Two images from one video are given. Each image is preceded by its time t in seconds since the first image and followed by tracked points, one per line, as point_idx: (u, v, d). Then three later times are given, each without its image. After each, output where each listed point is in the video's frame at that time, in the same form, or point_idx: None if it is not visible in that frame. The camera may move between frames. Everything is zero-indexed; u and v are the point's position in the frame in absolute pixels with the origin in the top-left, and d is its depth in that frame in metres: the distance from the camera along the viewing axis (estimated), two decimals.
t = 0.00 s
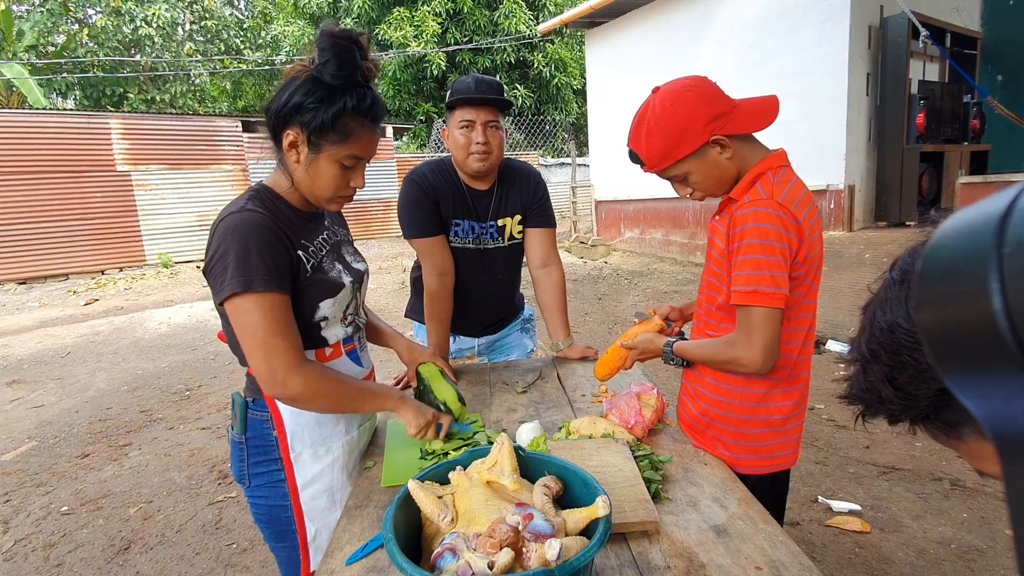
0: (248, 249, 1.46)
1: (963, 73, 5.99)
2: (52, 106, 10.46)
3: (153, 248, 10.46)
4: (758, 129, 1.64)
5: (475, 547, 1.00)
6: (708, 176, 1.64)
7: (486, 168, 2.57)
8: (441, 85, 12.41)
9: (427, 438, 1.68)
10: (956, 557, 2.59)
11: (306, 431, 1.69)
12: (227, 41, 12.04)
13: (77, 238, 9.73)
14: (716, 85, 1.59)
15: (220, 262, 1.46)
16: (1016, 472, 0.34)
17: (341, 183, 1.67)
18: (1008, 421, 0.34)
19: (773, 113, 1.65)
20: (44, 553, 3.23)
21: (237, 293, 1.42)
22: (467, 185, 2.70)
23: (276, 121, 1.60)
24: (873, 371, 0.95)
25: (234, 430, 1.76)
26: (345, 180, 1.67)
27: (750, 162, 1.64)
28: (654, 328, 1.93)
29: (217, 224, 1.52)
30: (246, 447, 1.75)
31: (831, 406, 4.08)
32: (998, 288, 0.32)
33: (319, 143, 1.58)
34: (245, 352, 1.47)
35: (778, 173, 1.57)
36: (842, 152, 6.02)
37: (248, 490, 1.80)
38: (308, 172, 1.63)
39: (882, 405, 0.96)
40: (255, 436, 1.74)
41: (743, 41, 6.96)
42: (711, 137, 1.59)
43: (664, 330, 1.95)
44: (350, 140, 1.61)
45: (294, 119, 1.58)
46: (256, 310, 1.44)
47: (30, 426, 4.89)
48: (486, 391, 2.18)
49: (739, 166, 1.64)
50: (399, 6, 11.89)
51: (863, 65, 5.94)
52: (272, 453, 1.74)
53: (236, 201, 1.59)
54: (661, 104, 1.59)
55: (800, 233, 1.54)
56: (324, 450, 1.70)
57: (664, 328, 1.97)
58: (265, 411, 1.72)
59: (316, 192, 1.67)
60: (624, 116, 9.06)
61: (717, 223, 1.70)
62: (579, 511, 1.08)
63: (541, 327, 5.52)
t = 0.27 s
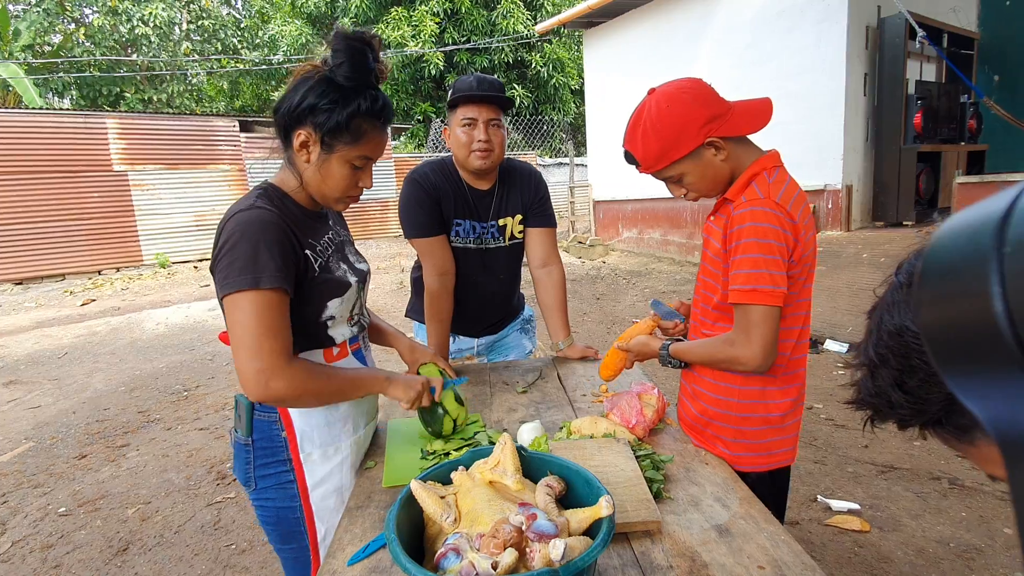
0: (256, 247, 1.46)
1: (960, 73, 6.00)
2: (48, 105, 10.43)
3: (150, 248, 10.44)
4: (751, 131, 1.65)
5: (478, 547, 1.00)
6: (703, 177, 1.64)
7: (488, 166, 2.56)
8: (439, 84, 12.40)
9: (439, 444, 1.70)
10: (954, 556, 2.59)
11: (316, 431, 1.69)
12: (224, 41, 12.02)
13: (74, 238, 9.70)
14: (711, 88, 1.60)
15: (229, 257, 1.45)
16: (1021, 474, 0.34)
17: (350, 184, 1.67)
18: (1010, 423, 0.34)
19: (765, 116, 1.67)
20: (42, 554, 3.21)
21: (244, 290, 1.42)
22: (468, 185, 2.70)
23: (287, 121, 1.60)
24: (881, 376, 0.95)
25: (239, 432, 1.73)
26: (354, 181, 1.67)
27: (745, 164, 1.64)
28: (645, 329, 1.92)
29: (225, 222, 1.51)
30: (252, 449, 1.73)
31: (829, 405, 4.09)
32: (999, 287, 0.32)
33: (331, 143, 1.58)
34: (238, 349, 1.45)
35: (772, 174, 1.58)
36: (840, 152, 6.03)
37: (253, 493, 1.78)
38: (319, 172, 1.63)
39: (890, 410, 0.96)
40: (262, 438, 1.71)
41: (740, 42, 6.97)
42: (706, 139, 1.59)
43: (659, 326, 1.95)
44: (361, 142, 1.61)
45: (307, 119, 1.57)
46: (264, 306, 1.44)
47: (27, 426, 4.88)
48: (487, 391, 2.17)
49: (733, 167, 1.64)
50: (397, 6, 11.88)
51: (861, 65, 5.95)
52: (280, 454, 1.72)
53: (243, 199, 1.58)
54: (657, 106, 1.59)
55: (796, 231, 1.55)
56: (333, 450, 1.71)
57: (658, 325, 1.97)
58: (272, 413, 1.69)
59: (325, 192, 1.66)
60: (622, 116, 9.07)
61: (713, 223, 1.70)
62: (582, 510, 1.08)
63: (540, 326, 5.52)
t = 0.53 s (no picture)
0: (252, 238, 1.45)
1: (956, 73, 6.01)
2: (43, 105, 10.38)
3: (147, 248, 10.40)
4: (733, 131, 1.64)
5: (476, 547, 0.98)
6: (688, 177, 1.63)
7: (486, 164, 2.56)
8: (437, 85, 12.38)
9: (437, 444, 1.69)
10: (953, 555, 2.60)
11: (309, 432, 1.67)
12: (221, 40, 11.99)
13: (69, 238, 9.66)
14: (692, 89, 1.60)
15: (225, 248, 1.44)
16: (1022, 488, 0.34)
17: (349, 181, 1.66)
18: (1011, 433, 0.34)
19: (747, 116, 1.67)
20: (37, 556, 3.19)
21: (238, 280, 1.41)
22: (466, 184, 2.69)
23: (287, 116, 1.59)
24: (883, 375, 0.95)
25: (233, 431, 1.74)
26: (353, 177, 1.66)
27: (728, 163, 1.64)
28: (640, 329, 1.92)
29: (222, 213, 1.51)
30: (246, 448, 1.73)
31: (827, 405, 4.09)
32: (1001, 295, 0.32)
33: (331, 139, 1.57)
34: (233, 340, 1.44)
35: (758, 171, 1.57)
36: (836, 152, 6.04)
37: (247, 493, 1.78)
38: (318, 168, 1.62)
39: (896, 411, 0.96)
40: (256, 437, 1.71)
41: (738, 42, 6.97)
42: (688, 139, 1.59)
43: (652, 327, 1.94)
44: (361, 139, 1.60)
45: (308, 114, 1.56)
46: (259, 296, 1.42)
47: (22, 428, 4.85)
48: (484, 391, 2.17)
49: (718, 166, 1.64)
50: (395, 5, 11.85)
51: (858, 66, 5.96)
52: (273, 454, 1.72)
53: (242, 192, 1.58)
54: (639, 109, 1.59)
55: (784, 226, 1.55)
56: (327, 450, 1.69)
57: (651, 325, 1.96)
58: (266, 412, 1.69)
59: (324, 188, 1.65)
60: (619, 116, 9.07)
61: (702, 223, 1.70)
62: (581, 511, 1.07)
63: (538, 327, 5.51)
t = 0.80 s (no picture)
0: (247, 234, 1.44)
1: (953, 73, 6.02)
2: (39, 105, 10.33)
3: (143, 249, 10.36)
4: (706, 134, 1.66)
5: (475, 549, 0.98)
6: (663, 181, 1.66)
7: (489, 168, 2.57)
8: (434, 85, 12.38)
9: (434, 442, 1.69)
10: (951, 555, 2.60)
11: (304, 433, 1.66)
12: (218, 41, 11.97)
13: (65, 239, 9.62)
14: (662, 96, 1.62)
15: (219, 245, 1.44)
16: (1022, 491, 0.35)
17: (345, 179, 1.65)
18: (1011, 435, 0.36)
19: (718, 120, 1.69)
20: (32, 558, 3.17)
21: (234, 276, 1.40)
22: (464, 184, 2.69)
23: (283, 114, 1.59)
24: (900, 361, 0.81)
25: (229, 432, 1.74)
26: (349, 175, 1.65)
27: (703, 164, 1.65)
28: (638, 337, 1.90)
29: (217, 211, 1.50)
30: (242, 449, 1.73)
31: (824, 405, 4.09)
32: (1003, 300, 0.34)
33: (326, 136, 1.56)
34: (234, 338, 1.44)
35: (737, 166, 1.60)
36: (833, 152, 6.05)
37: (243, 495, 1.77)
38: (314, 165, 1.61)
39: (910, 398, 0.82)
40: (251, 438, 1.72)
41: (735, 42, 6.97)
42: (660, 145, 1.61)
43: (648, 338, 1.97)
44: (356, 136, 1.60)
45: (303, 111, 1.55)
46: (254, 293, 1.42)
47: (17, 429, 4.82)
48: (483, 392, 2.16)
49: (692, 169, 1.66)
50: (392, 6, 11.85)
51: (855, 66, 5.97)
52: (269, 455, 1.72)
53: (237, 190, 1.57)
54: (612, 119, 1.61)
55: (772, 215, 1.57)
56: (321, 452, 1.68)
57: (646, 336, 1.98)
58: (261, 413, 1.69)
59: (320, 186, 1.64)
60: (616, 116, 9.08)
61: (687, 224, 1.71)
62: (580, 512, 1.06)
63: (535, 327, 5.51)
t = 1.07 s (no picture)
0: (250, 236, 1.45)
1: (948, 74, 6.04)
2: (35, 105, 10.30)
3: (140, 249, 10.34)
4: (686, 141, 1.68)
5: (476, 548, 0.98)
6: (648, 188, 1.67)
7: (502, 171, 2.60)
8: (432, 85, 12.38)
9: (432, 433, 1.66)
10: (947, 553, 2.61)
11: (305, 433, 1.66)
12: (215, 41, 11.95)
13: (62, 239, 9.59)
14: (642, 106, 1.63)
15: (222, 249, 1.44)
16: None
17: (344, 178, 1.65)
18: (1010, 431, 0.36)
19: (697, 126, 1.70)
20: (30, 559, 3.17)
21: (240, 277, 1.40)
22: (467, 185, 2.70)
23: (281, 114, 1.59)
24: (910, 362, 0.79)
25: (231, 432, 1.74)
26: (348, 174, 1.65)
27: (685, 169, 1.67)
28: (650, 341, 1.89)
29: (219, 214, 1.50)
30: (244, 449, 1.73)
31: (822, 404, 4.11)
32: (1003, 299, 0.35)
33: (325, 135, 1.57)
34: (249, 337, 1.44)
35: (721, 166, 1.62)
36: (830, 152, 6.07)
37: (245, 495, 1.78)
38: (314, 165, 1.61)
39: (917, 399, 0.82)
40: (253, 438, 1.72)
41: (732, 43, 6.99)
42: (642, 153, 1.62)
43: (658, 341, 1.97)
44: (355, 135, 1.60)
45: (301, 111, 1.56)
46: (260, 295, 1.42)
47: (14, 430, 4.81)
48: (482, 392, 2.16)
49: (675, 174, 1.67)
50: (390, 6, 11.84)
51: (851, 67, 5.99)
52: (270, 456, 1.72)
53: (238, 192, 1.57)
54: (595, 131, 1.62)
55: (762, 205, 1.59)
56: (323, 452, 1.68)
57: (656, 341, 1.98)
58: (263, 413, 1.70)
59: (319, 185, 1.64)
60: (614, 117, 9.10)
61: (677, 226, 1.72)
62: (582, 510, 1.07)
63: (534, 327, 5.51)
